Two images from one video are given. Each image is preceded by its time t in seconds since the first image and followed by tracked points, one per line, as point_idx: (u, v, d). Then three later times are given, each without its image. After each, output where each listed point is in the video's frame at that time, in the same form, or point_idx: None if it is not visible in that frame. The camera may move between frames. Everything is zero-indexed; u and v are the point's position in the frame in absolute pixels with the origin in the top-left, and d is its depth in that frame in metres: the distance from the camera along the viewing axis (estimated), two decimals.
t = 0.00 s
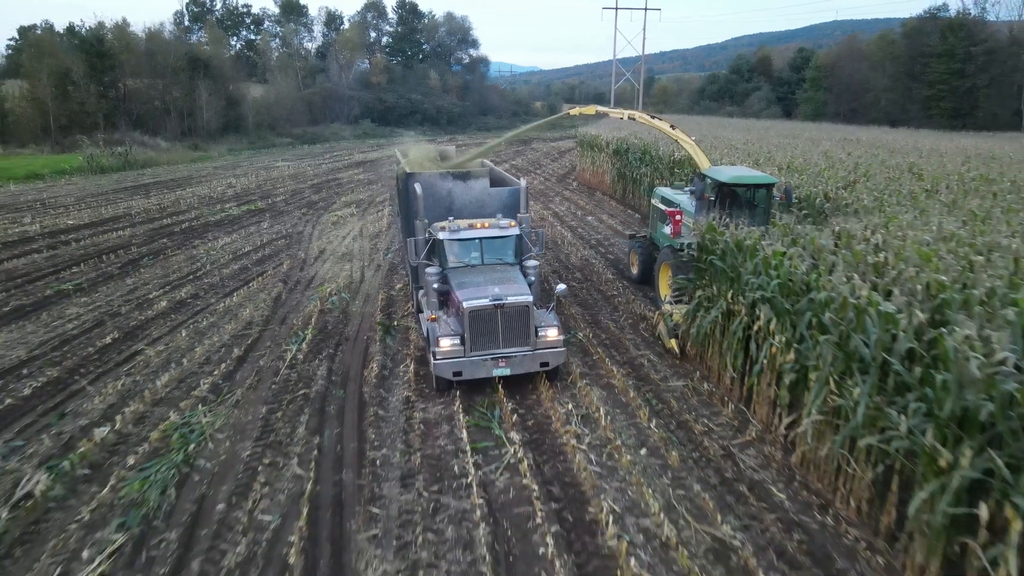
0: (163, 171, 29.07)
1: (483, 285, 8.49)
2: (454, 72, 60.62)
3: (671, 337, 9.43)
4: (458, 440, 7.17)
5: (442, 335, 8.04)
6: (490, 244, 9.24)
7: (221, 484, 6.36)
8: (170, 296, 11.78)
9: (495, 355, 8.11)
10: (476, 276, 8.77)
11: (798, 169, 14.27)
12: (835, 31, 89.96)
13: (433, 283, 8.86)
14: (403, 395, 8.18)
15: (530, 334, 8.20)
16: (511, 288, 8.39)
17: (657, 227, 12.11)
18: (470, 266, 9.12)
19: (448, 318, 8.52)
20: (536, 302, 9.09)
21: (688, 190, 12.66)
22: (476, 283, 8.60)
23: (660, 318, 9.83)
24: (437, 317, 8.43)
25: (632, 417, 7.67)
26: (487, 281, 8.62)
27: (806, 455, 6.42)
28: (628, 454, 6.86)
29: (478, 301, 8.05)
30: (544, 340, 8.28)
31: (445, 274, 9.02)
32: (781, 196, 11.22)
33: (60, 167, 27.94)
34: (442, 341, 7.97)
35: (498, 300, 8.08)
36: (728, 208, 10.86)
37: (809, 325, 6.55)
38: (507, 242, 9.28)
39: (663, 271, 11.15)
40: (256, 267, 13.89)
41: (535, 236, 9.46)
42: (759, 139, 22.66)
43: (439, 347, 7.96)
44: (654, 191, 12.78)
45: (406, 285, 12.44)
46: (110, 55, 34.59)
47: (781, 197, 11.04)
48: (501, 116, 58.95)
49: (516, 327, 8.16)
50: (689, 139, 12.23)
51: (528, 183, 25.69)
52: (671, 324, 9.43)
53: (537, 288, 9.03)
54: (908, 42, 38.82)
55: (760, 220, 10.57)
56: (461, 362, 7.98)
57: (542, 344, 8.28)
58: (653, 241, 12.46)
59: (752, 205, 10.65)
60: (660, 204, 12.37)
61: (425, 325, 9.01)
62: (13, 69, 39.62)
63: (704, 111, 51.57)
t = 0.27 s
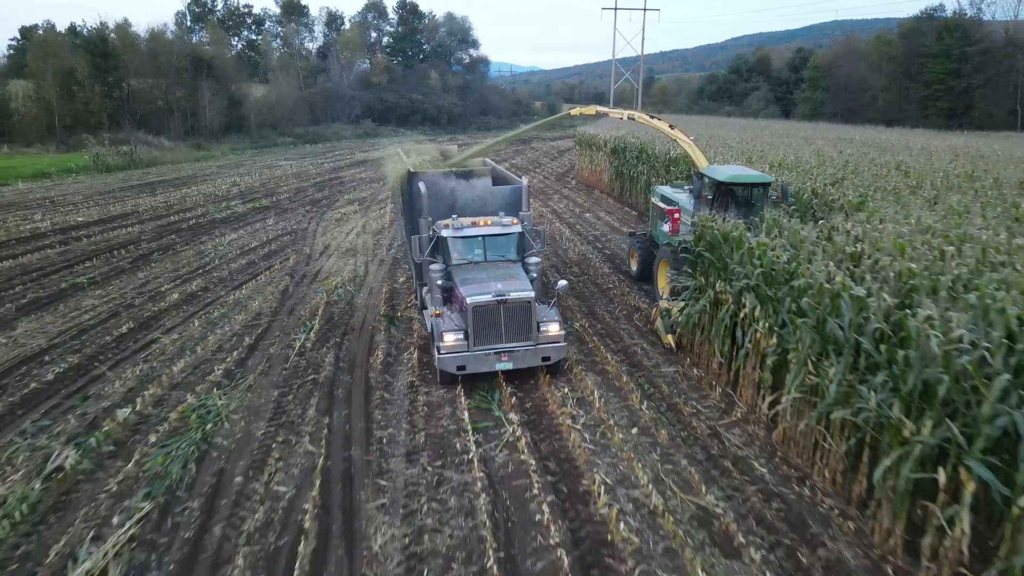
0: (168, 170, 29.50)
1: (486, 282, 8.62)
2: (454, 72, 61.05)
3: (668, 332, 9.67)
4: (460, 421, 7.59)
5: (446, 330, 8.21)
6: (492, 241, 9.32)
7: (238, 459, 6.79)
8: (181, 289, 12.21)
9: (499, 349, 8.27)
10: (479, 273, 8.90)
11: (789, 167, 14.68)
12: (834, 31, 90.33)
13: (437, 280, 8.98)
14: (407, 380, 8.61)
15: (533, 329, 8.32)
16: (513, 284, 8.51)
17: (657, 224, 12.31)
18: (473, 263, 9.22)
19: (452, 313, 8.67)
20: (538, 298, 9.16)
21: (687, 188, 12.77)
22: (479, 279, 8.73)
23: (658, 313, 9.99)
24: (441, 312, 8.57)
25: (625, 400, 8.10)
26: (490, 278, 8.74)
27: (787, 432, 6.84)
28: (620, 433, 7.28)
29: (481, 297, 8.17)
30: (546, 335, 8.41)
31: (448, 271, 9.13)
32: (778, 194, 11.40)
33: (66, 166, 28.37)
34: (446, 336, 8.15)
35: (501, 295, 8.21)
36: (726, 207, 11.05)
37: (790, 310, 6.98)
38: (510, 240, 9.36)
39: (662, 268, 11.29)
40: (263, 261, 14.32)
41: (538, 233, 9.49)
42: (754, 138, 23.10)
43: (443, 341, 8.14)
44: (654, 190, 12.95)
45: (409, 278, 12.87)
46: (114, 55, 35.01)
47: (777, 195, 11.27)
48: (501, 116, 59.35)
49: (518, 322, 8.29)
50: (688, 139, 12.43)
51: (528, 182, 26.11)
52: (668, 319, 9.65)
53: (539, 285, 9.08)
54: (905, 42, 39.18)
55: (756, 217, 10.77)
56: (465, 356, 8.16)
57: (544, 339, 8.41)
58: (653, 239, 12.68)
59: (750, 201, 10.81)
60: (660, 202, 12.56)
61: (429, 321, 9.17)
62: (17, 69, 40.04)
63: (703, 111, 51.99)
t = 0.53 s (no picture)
0: (172, 170, 29.89)
1: (488, 279, 8.73)
2: (453, 72, 61.48)
3: (668, 328, 9.77)
4: (461, 405, 7.97)
5: (449, 326, 8.30)
6: (494, 239, 9.46)
7: (251, 440, 7.15)
8: (190, 283, 12.59)
9: (501, 345, 8.37)
10: (481, 270, 9.02)
11: (781, 165, 15.05)
12: (834, 31, 90.58)
13: (440, 277, 9.08)
14: (410, 367, 9.00)
15: (534, 325, 8.45)
16: (515, 281, 8.63)
17: (656, 223, 12.48)
18: (476, 260, 9.33)
19: (454, 310, 8.78)
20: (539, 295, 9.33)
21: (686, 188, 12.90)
22: (482, 276, 8.86)
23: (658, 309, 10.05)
24: (445, 309, 8.67)
25: (618, 386, 8.48)
26: (492, 274, 8.87)
27: (771, 414, 7.22)
28: (614, 416, 7.66)
29: (483, 293, 8.28)
30: (547, 331, 8.55)
31: (451, 269, 9.23)
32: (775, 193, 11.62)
33: (71, 165, 28.74)
34: (449, 332, 8.24)
35: (503, 292, 8.30)
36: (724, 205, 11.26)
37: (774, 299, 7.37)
38: (511, 237, 9.52)
39: (661, 265, 11.44)
40: (269, 257, 14.70)
41: (538, 231, 9.64)
42: (750, 137, 23.47)
43: (447, 337, 8.22)
44: (654, 188, 13.08)
45: (411, 272, 13.25)
46: (118, 56, 35.36)
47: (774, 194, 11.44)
48: (500, 116, 59.68)
49: (520, 318, 8.40)
50: (688, 138, 12.81)
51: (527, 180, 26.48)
52: (667, 316, 9.74)
53: (541, 282, 9.28)
54: (902, 43, 39.50)
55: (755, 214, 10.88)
56: (468, 352, 8.24)
57: (545, 334, 8.55)
58: (653, 238, 12.86)
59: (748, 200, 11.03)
60: (659, 200, 12.72)
61: (432, 317, 9.27)
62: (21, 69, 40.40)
63: (702, 111, 52.35)
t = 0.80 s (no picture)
0: (175, 169, 30.18)
1: (490, 278, 8.80)
2: (453, 72, 61.79)
3: (668, 328, 9.79)
4: (461, 395, 8.25)
5: (452, 324, 8.38)
6: (496, 239, 9.54)
7: (260, 427, 7.43)
8: (196, 279, 12.88)
9: (503, 344, 8.44)
10: (483, 270, 9.10)
11: (776, 164, 15.34)
12: (833, 31, 90.84)
13: (442, 276, 9.18)
14: (413, 360, 9.29)
15: (536, 323, 8.52)
16: (517, 280, 8.68)
17: (655, 224, 12.41)
18: (478, 259, 9.42)
19: (457, 309, 8.85)
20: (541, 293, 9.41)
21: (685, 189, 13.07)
22: (484, 275, 8.93)
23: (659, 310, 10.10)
24: (447, 308, 8.74)
25: (614, 376, 8.77)
26: (494, 273, 8.94)
27: (761, 403, 7.50)
28: (609, 405, 7.95)
29: (486, 292, 8.34)
30: (549, 329, 8.62)
31: (454, 268, 9.31)
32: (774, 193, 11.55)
33: (75, 165, 29.03)
34: (452, 330, 8.32)
35: (505, 291, 8.37)
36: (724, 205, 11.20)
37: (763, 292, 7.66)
38: (514, 237, 9.59)
39: (661, 267, 11.35)
40: (273, 254, 14.99)
41: (541, 230, 9.69)
42: (747, 137, 23.77)
43: (449, 335, 8.30)
44: (653, 189, 13.18)
45: (413, 269, 13.53)
46: (121, 56, 35.61)
47: (773, 194, 11.42)
48: (500, 116, 59.96)
49: (522, 316, 8.46)
50: (686, 139, 12.99)
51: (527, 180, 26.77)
52: (667, 317, 9.80)
53: (542, 281, 9.40)
54: (900, 43, 39.76)
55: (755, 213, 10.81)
56: (470, 350, 8.32)
57: (547, 333, 8.62)
58: (652, 238, 12.80)
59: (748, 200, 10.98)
60: (658, 201, 12.64)
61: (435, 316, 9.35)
62: (24, 69, 40.65)
63: (701, 111, 52.66)
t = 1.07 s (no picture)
0: (178, 169, 30.41)
1: (493, 278, 8.79)
2: (453, 72, 62.01)
3: (669, 330, 9.83)
4: (462, 387, 8.49)
5: (454, 324, 8.37)
6: (499, 239, 9.55)
7: (267, 417, 7.67)
8: (202, 276, 13.11)
9: (505, 344, 8.42)
10: (486, 270, 9.09)
11: (772, 163, 15.57)
12: (833, 31, 91.04)
13: (445, 276, 9.22)
14: (415, 353, 9.52)
15: (538, 324, 8.50)
16: (519, 280, 8.66)
17: (656, 224, 12.36)
18: (480, 260, 9.42)
19: (459, 309, 8.82)
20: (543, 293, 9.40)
21: (686, 189, 13.02)
22: (486, 275, 8.92)
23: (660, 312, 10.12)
24: (450, 308, 8.72)
25: (611, 369, 9.01)
26: (496, 273, 8.94)
27: (753, 394, 7.75)
28: (606, 396, 8.19)
29: (488, 292, 8.33)
30: (551, 329, 8.60)
31: (456, 268, 9.33)
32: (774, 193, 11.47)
33: (79, 164, 29.28)
34: (454, 330, 8.31)
35: (507, 291, 8.35)
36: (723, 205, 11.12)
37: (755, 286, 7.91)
38: (516, 237, 9.59)
39: (662, 267, 11.30)
40: (277, 252, 15.23)
41: (542, 231, 9.78)
42: (745, 136, 23.99)
43: (451, 336, 8.28)
44: (654, 191, 13.14)
45: (414, 266, 13.75)
46: (123, 56, 35.66)
47: (774, 193, 11.32)
48: (500, 116, 60.20)
49: (524, 316, 8.45)
50: (685, 141, 12.99)
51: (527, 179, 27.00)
52: (668, 318, 9.82)
53: (544, 281, 9.35)
54: (898, 43, 39.96)
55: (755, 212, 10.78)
56: (472, 350, 8.32)
57: (549, 333, 8.60)
58: (653, 238, 12.75)
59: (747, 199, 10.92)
60: (659, 202, 12.58)
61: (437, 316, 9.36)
62: (27, 69, 40.84)
63: (700, 112, 52.90)
